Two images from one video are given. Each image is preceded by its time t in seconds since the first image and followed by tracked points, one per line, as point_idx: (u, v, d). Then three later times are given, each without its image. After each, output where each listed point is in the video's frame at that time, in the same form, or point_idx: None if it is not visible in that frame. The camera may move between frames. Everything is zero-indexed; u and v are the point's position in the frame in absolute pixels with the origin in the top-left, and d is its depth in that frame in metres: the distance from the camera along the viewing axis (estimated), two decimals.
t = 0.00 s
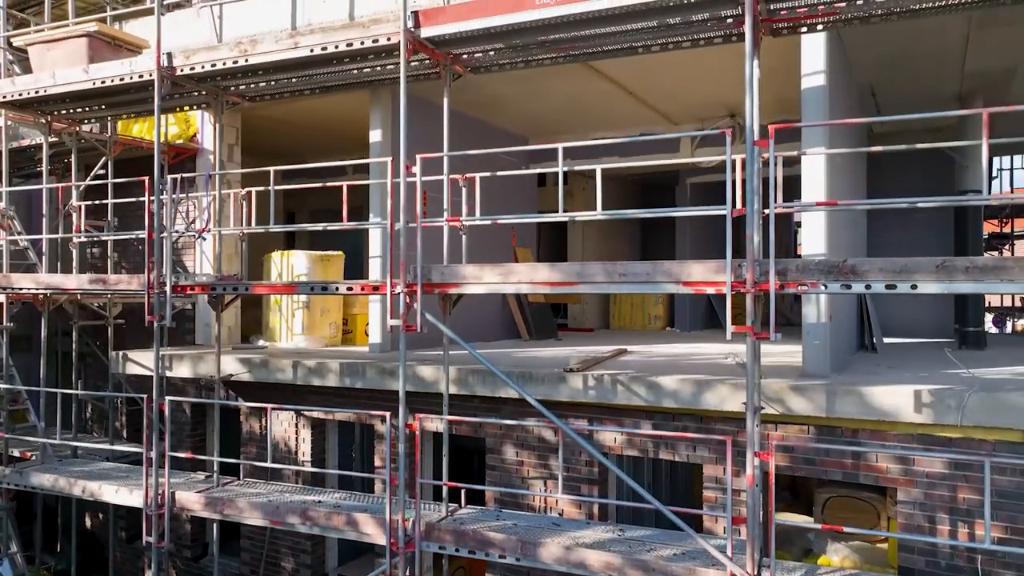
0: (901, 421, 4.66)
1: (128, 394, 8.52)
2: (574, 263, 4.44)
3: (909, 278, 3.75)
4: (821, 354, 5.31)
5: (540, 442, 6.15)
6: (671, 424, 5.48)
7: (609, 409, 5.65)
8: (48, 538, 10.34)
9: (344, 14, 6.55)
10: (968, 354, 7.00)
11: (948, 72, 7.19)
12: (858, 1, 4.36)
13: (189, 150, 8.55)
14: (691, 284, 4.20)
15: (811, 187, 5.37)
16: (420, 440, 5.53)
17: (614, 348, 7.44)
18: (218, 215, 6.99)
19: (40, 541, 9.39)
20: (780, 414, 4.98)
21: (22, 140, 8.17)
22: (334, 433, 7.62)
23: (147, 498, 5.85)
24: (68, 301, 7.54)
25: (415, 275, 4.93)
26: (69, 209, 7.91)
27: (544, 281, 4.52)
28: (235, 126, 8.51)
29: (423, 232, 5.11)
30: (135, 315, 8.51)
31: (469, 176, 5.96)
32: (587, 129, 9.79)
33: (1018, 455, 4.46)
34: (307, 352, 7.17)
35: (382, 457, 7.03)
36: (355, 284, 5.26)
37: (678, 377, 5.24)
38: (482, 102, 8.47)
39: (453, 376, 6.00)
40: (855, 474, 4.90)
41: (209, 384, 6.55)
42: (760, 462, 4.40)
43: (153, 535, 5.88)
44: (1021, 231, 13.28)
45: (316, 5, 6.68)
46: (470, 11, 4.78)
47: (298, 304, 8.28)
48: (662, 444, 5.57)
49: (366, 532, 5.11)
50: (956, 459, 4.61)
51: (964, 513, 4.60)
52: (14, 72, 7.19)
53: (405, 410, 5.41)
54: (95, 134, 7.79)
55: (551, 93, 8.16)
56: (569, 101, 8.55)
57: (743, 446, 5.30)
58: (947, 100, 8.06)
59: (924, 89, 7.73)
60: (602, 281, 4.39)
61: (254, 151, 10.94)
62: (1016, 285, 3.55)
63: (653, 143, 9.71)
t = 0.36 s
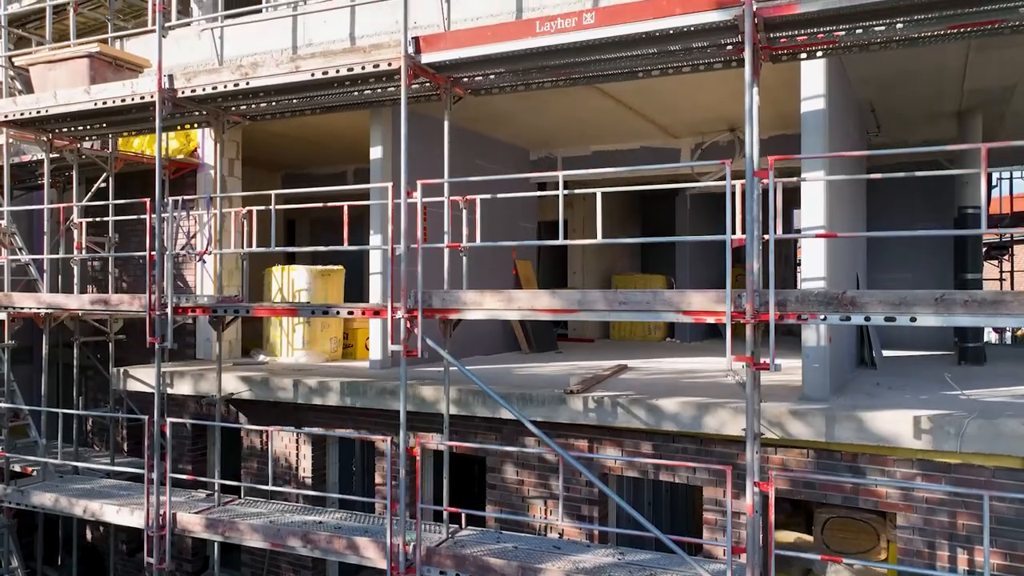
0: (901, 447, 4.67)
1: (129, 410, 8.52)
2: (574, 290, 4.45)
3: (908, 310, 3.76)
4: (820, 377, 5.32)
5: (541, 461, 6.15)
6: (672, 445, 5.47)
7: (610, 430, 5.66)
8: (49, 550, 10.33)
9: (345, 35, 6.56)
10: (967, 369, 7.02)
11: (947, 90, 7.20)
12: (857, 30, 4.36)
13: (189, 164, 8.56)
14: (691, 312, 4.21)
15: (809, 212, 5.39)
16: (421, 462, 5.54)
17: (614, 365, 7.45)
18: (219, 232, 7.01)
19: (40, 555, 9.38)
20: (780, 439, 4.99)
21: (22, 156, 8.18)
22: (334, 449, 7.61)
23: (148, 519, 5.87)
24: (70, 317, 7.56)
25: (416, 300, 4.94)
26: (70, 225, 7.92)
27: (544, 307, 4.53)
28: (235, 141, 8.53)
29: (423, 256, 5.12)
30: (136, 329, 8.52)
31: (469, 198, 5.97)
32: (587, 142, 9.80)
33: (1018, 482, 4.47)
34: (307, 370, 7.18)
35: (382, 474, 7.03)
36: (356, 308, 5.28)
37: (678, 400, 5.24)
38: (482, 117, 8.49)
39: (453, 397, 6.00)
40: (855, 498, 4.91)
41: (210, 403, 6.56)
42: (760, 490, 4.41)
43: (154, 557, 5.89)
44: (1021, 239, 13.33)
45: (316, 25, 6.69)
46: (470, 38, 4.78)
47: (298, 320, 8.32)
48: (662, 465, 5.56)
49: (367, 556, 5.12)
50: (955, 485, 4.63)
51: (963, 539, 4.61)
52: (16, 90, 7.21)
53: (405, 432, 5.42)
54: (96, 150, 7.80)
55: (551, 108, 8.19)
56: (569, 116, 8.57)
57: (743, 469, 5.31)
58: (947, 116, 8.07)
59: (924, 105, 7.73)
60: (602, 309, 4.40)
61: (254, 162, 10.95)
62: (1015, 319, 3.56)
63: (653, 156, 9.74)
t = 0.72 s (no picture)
0: (899, 473, 4.69)
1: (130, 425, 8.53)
2: (574, 318, 4.47)
3: (906, 343, 3.78)
4: (819, 401, 5.34)
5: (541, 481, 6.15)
6: (671, 468, 5.48)
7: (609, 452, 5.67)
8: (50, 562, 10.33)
9: (346, 56, 6.58)
10: (967, 386, 7.03)
11: (946, 109, 7.22)
12: (856, 60, 4.37)
13: (190, 180, 8.58)
14: (690, 342, 4.23)
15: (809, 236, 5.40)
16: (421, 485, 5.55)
17: (614, 380, 7.46)
18: (220, 251, 7.04)
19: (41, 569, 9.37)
20: (779, 463, 5.02)
21: (24, 173, 8.19)
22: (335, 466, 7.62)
23: (149, 540, 5.89)
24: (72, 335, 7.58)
25: (416, 326, 4.97)
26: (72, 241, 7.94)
27: (544, 335, 4.55)
28: (236, 156, 8.56)
29: (423, 280, 5.14)
30: (137, 345, 8.53)
31: (469, 219, 5.98)
32: (587, 155, 9.83)
33: (1016, 508, 4.49)
34: (308, 387, 7.20)
35: (382, 492, 7.03)
36: (357, 332, 5.34)
37: (677, 424, 5.26)
38: (482, 133, 8.51)
39: (453, 417, 6.01)
40: (854, 523, 4.92)
41: (210, 423, 6.58)
42: (759, 519, 4.43)
43: None
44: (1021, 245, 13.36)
45: (318, 46, 6.72)
46: (470, 66, 4.81)
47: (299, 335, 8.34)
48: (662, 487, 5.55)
49: None
50: (954, 511, 4.64)
51: (962, 566, 4.63)
52: (18, 110, 7.23)
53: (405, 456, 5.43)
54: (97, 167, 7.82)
55: (552, 124, 8.21)
56: (569, 131, 8.59)
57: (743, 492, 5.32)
58: (946, 132, 8.08)
59: (923, 122, 7.73)
60: (602, 337, 4.42)
61: (255, 172, 10.98)
62: (1013, 354, 3.58)
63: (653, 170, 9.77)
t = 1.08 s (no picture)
0: (901, 502, 4.70)
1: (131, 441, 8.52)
2: (576, 349, 4.48)
3: (908, 380, 3.79)
4: (820, 426, 5.35)
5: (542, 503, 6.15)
6: (673, 492, 5.49)
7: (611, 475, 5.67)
8: None
9: (348, 77, 6.58)
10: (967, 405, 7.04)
11: (947, 128, 7.22)
12: (857, 92, 4.37)
13: (192, 197, 8.59)
14: (692, 374, 4.25)
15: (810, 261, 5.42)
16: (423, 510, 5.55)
17: (615, 399, 7.47)
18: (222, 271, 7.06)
19: None
20: (781, 491, 5.02)
21: (25, 191, 8.20)
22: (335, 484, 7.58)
23: (151, 563, 5.89)
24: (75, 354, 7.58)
25: (419, 354, 4.98)
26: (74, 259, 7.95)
27: (546, 365, 4.57)
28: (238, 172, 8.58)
29: (426, 308, 5.14)
30: (139, 362, 8.53)
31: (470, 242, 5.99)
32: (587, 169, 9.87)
33: (1017, 538, 4.50)
34: (310, 407, 7.21)
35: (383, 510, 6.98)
36: (359, 359, 5.40)
37: (679, 450, 5.27)
38: (483, 149, 8.52)
39: (454, 440, 6.02)
40: (855, 550, 4.93)
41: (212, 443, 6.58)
42: (761, 550, 4.44)
43: None
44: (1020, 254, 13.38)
45: (320, 66, 6.73)
46: (472, 94, 4.82)
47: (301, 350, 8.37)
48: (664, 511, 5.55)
49: None
50: (956, 540, 4.65)
51: None
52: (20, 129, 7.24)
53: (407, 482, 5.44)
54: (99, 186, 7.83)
55: (553, 141, 8.22)
56: (569, 147, 8.60)
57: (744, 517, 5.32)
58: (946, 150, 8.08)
59: (923, 140, 7.74)
60: (604, 368, 4.43)
61: (257, 184, 11.00)
62: (1014, 392, 3.60)
63: (654, 185, 9.79)
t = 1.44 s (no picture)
0: (902, 533, 4.69)
1: (131, 458, 8.53)
2: (578, 382, 4.48)
3: (910, 418, 3.79)
4: (821, 453, 5.34)
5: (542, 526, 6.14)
6: (673, 518, 5.48)
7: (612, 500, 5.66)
8: None
9: (348, 99, 6.58)
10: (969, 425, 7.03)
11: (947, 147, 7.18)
12: (859, 125, 4.37)
13: (192, 214, 8.59)
14: (694, 408, 4.25)
15: (811, 288, 5.41)
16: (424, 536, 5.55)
17: (616, 418, 7.46)
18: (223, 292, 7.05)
19: None
20: (782, 519, 5.02)
21: (25, 209, 8.20)
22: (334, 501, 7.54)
23: None
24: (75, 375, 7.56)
25: (420, 383, 4.98)
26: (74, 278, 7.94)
27: (548, 397, 4.57)
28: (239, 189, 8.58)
29: (427, 337, 5.14)
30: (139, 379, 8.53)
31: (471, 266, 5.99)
32: (587, 185, 9.87)
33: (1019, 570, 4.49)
34: (310, 427, 7.20)
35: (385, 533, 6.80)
36: (360, 386, 5.40)
37: (680, 478, 5.27)
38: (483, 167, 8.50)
39: (454, 465, 6.01)
40: None
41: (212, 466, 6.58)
42: None
43: None
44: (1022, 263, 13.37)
45: (320, 87, 6.71)
46: (473, 124, 4.82)
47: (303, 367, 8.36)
48: (665, 537, 5.54)
49: None
50: (958, 571, 4.64)
51: None
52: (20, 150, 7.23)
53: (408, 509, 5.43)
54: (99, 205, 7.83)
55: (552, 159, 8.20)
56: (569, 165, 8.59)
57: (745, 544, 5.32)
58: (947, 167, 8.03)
59: (924, 158, 7.69)
60: (605, 401, 4.43)
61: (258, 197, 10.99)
62: (1016, 431, 3.60)
63: (654, 199, 9.79)
